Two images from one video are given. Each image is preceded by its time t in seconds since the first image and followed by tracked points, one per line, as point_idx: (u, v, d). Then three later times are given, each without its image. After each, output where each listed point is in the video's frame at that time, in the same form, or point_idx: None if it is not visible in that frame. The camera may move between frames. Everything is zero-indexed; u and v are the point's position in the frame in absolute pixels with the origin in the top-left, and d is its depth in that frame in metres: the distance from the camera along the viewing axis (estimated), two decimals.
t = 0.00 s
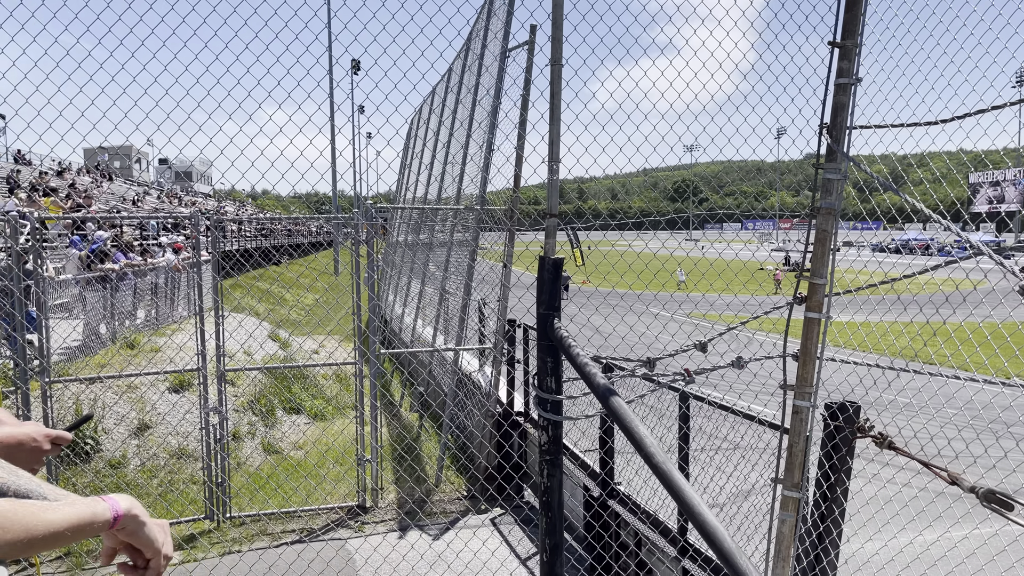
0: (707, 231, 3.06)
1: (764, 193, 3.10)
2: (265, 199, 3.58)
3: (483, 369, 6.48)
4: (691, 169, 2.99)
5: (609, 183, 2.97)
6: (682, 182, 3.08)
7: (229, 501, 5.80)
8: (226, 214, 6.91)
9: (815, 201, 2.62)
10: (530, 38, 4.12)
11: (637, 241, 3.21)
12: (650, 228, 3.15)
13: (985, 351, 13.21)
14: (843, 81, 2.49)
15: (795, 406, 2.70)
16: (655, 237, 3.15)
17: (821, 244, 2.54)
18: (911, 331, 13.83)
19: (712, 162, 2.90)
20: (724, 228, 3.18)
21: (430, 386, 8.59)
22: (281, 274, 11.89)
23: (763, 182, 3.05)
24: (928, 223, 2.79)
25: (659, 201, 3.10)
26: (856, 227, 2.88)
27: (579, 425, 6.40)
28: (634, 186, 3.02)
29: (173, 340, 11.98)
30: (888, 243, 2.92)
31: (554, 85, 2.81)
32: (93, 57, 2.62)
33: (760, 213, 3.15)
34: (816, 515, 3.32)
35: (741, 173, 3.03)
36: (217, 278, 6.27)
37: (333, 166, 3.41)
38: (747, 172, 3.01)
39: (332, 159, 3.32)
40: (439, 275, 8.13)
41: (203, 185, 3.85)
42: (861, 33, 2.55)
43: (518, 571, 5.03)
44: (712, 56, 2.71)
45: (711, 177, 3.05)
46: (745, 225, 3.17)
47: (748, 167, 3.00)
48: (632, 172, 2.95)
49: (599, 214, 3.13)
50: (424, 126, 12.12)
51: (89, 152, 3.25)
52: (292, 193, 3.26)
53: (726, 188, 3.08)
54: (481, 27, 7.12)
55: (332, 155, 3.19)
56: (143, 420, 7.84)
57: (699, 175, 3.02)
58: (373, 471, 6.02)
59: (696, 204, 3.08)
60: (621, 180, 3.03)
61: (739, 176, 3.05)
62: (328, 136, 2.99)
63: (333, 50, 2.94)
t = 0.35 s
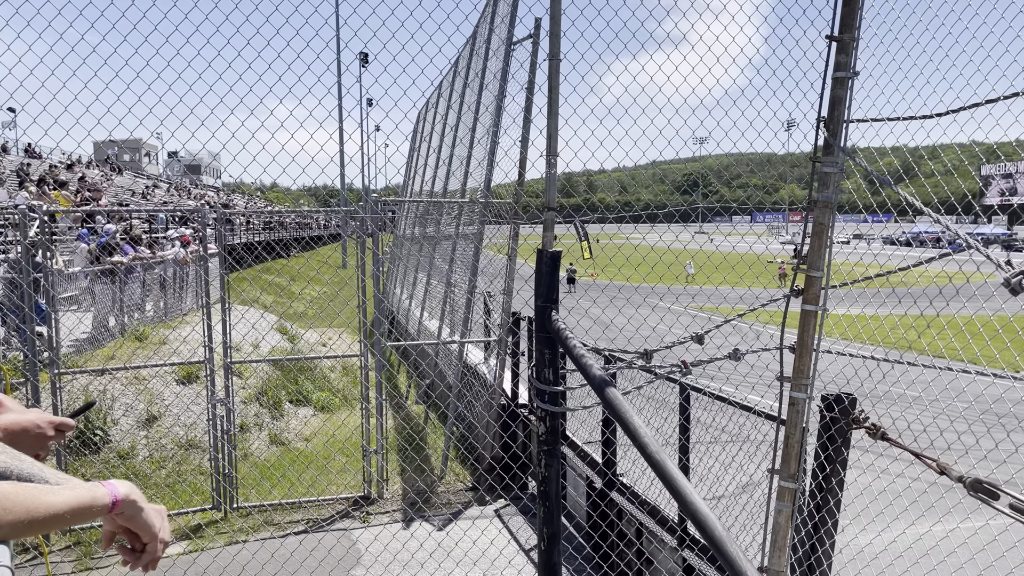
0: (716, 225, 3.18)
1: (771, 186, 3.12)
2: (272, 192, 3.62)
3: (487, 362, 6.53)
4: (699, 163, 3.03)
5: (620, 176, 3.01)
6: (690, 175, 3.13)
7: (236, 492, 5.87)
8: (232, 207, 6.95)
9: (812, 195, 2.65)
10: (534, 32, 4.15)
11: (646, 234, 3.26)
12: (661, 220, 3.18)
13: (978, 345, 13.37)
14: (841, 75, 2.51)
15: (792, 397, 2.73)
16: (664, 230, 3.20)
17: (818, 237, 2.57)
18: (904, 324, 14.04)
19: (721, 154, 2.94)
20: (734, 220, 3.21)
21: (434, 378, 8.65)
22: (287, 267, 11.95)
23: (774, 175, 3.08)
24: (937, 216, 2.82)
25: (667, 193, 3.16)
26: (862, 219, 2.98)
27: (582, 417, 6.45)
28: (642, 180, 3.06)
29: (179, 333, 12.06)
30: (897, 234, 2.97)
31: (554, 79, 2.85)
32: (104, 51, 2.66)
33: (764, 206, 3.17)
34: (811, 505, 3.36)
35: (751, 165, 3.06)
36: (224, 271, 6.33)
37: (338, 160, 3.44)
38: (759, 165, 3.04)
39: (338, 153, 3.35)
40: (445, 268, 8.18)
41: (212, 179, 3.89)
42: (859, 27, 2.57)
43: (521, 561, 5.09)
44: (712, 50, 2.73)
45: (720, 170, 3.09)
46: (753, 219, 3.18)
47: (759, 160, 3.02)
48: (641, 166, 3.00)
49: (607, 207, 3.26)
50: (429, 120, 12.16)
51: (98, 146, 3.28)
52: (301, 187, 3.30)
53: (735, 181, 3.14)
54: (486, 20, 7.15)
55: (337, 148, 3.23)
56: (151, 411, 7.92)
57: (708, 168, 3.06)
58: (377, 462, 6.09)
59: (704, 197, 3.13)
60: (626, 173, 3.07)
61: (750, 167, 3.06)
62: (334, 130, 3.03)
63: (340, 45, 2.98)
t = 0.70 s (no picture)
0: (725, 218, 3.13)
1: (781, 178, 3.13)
2: (280, 186, 3.65)
3: (492, 355, 6.57)
4: (707, 156, 3.06)
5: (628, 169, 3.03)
6: (699, 168, 3.14)
7: (242, 485, 5.94)
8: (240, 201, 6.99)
9: (809, 188, 2.66)
10: (539, 27, 4.17)
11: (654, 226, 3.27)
12: (672, 212, 3.24)
13: (973, 337, 13.47)
14: (837, 69, 2.52)
15: (789, 389, 2.74)
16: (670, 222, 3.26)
17: (814, 229, 2.59)
18: (899, 316, 14.17)
19: (730, 147, 2.96)
20: (743, 213, 3.18)
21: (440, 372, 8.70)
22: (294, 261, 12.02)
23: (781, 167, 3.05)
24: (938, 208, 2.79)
25: (675, 185, 3.15)
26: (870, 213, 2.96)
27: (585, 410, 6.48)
28: (651, 173, 3.08)
29: (186, 327, 12.15)
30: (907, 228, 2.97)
31: (552, 75, 2.88)
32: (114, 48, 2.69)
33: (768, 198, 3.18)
34: (807, 496, 3.38)
35: (758, 158, 3.06)
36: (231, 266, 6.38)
37: (345, 154, 3.47)
38: (766, 157, 3.03)
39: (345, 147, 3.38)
40: (451, 262, 8.23)
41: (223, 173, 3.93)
42: (856, 21, 2.58)
43: (523, 553, 5.14)
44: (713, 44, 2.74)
45: (730, 162, 3.10)
46: (763, 211, 3.17)
47: (767, 152, 3.02)
48: (648, 158, 3.02)
49: (615, 200, 3.27)
50: (436, 114, 12.20)
51: (108, 141, 3.32)
52: (309, 181, 3.34)
53: (742, 173, 3.12)
54: (491, 14, 7.16)
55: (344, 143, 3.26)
56: (159, 405, 8.00)
57: (718, 160, 3.08)
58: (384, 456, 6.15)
59: (712, 189, 3.14)
60: (634, 166, 3.09)
61: (756, 160, 3.06)
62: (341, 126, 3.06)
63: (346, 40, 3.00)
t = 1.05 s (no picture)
0: (736, 214, 3.11)
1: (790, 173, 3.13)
2: (289, 184, 3.65)
3: (499, 352, 6.58)
4: (718, 150, 3.08)
5: (638, 167, 3.08)
6: (707, 164, 3.16)
7: (251, 481, 5.97)
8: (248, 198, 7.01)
9: (814, 184, 2.65)
10: (545, 24, 4.17)
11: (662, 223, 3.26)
12: (679, 210, 3.16)
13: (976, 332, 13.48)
14: (843, 65, 2.50)
15: (794, 385, 2.73)
16: (677, 221, 3.20)
17: (820, 227, 2.59)
18: (903, 313, 14.18)
19: (738, 143, 3.01)
20: (752, 209, 3.14)
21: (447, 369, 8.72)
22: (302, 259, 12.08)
23: (792, 163, 3.07)
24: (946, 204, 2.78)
25: (684, 180, 3.16)
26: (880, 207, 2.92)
27: (591, 406, 6.48)
28: (661, 168, 3.12)
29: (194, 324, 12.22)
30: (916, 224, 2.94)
31: (557, 72, 2.88)
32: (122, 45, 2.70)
33: (773, 194, 3.21)
34: (812, 493, 3.36)
35: (766, 153, 3.08)
36: (239, 264, 6.40)
37: (353, 151, 3.48)
38: (775, 153, 3.04)
39: (354, 144, 3.39)
40: (458, 259, 8.25)
41: (231, 171, 3.94)
42: (861, 17, 2.56)
43: (529, 548, 5.15)
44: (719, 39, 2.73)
45: (738, 159, 3.16)
46: (772, 207, 3.13)
47: (775, 148, 3.02)
48: (657, 153, 3.03)
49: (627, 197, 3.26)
50: (443, 111, 12.23)
51: (118, 138, 3.34)
52: (317, 178, 3.35)
53: (751, 167, 3.17)
54: (497, 11, 7.16)
55: (352, 141, 3.27)
56: (168, 402, 8.05)
57: (726, 156, 3.13)
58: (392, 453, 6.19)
59: (720, 185, 3.14)
60: (643, 163, 3.07)
61: (765, 156, 3.08)
62: (349, 123, 3.06)
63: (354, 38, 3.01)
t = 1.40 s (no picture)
0: (743, 212, 3.06)
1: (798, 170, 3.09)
2: (296, 183, 3.65)
3: (505, 351, 6.58)
4: (724, 149, 3.02)
5: (643, 164, 3.08)
6: (713, 162, 3.16)
7: (257, 480, 5.98)
8: (254, 198, 7.03)
9: (820, 181, 2.64)
10: (549, 23, 4.16)
11: (669, 221, 3.25)
12: (684, 208, 3.16)
13: (984, 330, 13.41)
14: (849, 62, 2.48)
15: (800, 384, 2.70)
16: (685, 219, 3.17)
17: (826, 223, 2.55)
18: (910, 311, 14.12)
19: (743, 141, 2.94)
20: (759, 207, 3.11)
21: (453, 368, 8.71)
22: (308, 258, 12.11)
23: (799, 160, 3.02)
24: (952, 201, 2.76)
25: (692, 178, 3.20)
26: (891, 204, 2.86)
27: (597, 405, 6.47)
28: (666, 167, 3.13)
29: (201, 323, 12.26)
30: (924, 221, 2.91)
31: (561, 71, 2.87)
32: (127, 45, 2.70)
33: (779, 191, 3.19)
34: (818, 492, 3.36)
35: (774, 150, 3.01)
36: (245, 263, 6.42)
37: (358, 150, 3.48)
38: (782, 150, 2.98)
39: (359, 144, 3.39)
40: (463, 258, 8.25)
41: (236, 170, 3.95)
42: (867, 13, 2.54)
43: (534, 547, 5.15)
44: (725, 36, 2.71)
45: (744, 157, 3.09)
46: (778, 204, 3.12)
47: (781, 145, 2.96)
48: (663, 151, 3.03)
49: (633, 195, 3.28)
50: (448, 110, 12.24)
51: (124, 138, 3.35)
52: (323, 177, 3.35)
53: (757, 165, 3.14)
54: (503, 10, 7.15)
55: (357, 140, 3.26)
56: (176, 401, 8.08)
57: (732, 154, 3.08)
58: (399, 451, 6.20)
59: (727, 182, 3.16)
60: (650, 161, 3.06)
61: (772, 153, 3.01)
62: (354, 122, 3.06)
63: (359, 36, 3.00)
